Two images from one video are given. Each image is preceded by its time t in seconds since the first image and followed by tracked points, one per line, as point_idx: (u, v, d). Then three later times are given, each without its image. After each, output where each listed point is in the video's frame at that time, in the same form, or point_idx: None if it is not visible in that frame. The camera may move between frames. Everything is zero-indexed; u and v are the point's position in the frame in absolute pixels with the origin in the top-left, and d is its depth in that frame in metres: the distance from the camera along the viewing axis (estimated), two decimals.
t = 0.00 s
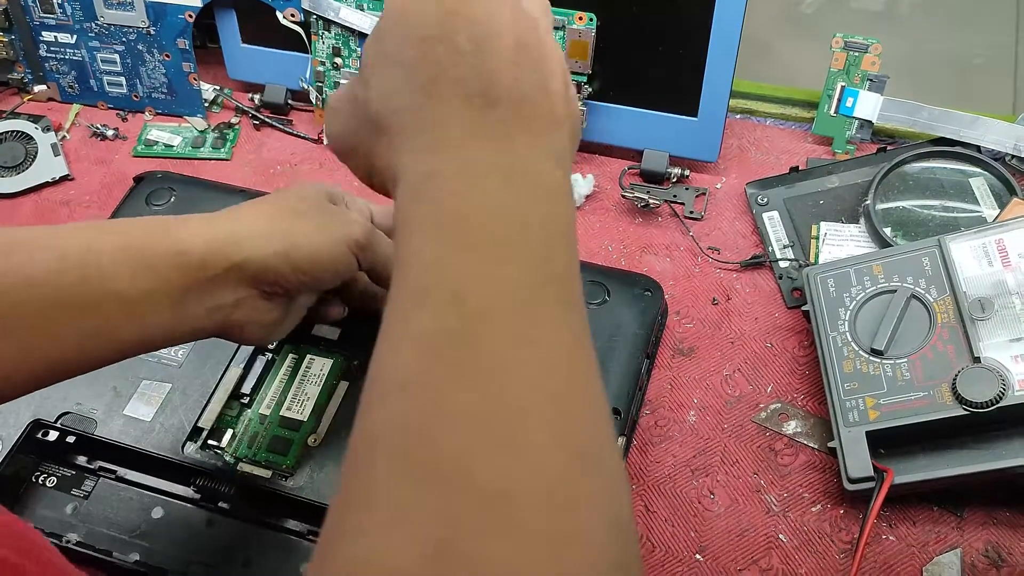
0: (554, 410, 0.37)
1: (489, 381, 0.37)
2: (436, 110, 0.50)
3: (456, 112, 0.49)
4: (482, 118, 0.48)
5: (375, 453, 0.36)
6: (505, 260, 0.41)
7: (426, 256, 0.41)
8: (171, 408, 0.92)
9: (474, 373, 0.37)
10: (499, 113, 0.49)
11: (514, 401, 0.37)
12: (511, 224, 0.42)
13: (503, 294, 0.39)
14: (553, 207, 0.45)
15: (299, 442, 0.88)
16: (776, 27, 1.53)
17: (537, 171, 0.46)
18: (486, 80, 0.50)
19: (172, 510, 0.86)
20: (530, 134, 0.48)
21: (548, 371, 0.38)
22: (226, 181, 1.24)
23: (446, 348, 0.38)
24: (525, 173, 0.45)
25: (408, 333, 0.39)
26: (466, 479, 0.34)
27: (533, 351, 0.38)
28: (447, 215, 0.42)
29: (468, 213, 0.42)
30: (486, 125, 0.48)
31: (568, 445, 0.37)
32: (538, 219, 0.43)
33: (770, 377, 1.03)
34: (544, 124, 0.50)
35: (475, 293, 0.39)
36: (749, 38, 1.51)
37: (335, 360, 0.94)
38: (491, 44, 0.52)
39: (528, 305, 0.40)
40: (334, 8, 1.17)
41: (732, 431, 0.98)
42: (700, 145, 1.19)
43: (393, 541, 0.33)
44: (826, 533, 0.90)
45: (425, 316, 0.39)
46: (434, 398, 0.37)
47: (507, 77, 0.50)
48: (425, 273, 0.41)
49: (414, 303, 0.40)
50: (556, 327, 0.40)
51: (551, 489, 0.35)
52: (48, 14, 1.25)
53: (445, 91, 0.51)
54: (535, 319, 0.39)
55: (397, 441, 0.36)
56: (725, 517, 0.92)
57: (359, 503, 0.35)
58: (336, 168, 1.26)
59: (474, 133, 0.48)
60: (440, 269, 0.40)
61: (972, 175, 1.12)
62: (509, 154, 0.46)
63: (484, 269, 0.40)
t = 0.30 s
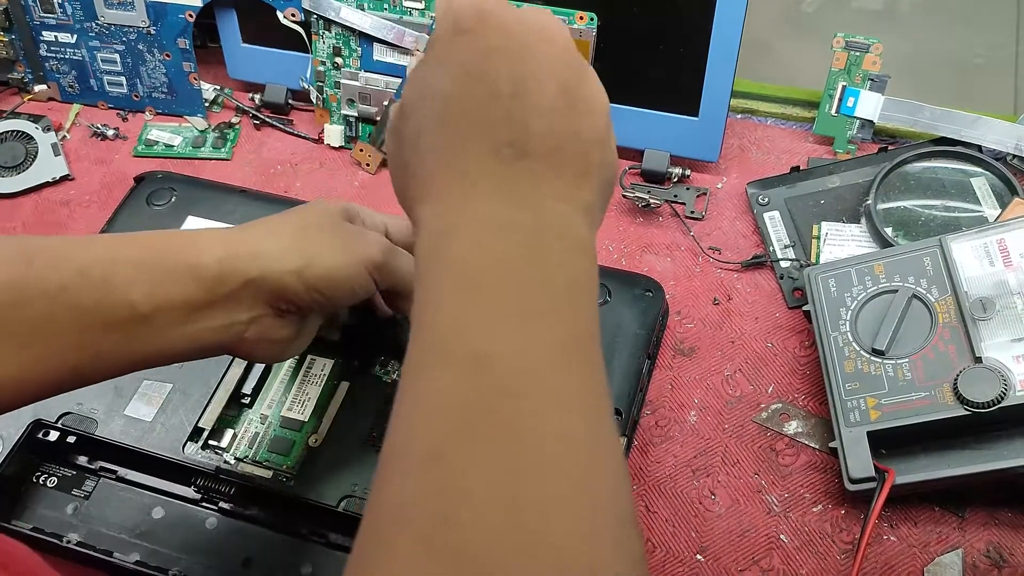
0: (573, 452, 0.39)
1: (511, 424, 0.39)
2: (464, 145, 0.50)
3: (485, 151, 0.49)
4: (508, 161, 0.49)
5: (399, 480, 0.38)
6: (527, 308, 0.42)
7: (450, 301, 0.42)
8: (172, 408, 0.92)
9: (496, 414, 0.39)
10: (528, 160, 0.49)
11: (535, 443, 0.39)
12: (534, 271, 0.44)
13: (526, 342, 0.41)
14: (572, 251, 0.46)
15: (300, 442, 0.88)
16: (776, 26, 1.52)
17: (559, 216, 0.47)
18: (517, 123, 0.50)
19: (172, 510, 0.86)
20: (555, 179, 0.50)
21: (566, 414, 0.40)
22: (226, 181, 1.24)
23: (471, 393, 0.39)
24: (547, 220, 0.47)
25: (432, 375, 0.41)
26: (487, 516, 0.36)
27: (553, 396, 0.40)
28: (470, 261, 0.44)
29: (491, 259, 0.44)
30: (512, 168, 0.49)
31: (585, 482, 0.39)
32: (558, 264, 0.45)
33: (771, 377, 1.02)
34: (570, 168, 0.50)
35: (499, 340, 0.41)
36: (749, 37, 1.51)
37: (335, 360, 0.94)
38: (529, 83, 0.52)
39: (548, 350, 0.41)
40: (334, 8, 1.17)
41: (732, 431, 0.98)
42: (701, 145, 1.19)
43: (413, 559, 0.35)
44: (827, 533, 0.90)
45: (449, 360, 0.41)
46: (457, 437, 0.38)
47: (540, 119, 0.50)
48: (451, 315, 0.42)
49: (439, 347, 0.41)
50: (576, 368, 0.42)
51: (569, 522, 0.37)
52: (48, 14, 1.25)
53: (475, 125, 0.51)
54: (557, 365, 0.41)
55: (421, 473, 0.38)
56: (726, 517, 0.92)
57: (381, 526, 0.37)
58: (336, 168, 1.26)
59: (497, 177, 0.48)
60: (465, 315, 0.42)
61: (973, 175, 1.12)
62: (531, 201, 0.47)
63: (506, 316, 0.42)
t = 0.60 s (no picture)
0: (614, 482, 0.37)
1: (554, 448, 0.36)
2: (512, 126, 0.45)
3: (535, 140, 0.44)
4: (558, 159, 0.44)
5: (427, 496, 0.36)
6: (574, 323, 0.39)
7: (491, 309, 0.39)
8: (171, 409, 0.91)
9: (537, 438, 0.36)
10: (581, 157, 0.44)
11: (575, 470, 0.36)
12: (582, 280, 0.40)
13: (573, 361, 0.38)
14: (620, 259, 0.42)
15: (300, 443, 0.88)
16: (776, 27, 1.52)
17: (608, 219, 0.44)
18: (573, 112, 0.44)
19: (172, 512, 0.86)
20: (606, 177, 0.45)
21: (607, 431, 0.37)
22: (226, 182, 1.24)
23: (511, 411, 0.36)
24: (596, 223, 0.43)
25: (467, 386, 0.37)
26: (521, 547, 0.34)
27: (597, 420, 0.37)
28: (516, 264, 0.40)
29: (536, 265, 0.40)
30: (563, 161, 0.44)
31: (624, 510, 0.37)
32: (605, 275, 0.41)
33: (771, 378, 1.02)
34: (622, 168, 0.46)
35: (543, 357, 0.37)
36: (750, 38, 1.51)
37: (335, 361, 0.94)
38: (594, 62, 0.45)
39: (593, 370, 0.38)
40: (334, 8, 1.16)
41: (733, 432, 0.98)
42: (701, 146, 1.19)
43: None
44: (827, 535, 0.90)
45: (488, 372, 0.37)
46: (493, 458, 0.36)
47: (597, 111, 0.45)
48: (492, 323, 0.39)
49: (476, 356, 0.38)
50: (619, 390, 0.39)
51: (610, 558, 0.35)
52: (48, 14, 1.25)
53: (526, 103, 0.45)
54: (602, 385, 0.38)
55: (452, 495, 0.35)
56: (726, 518, 0.92)
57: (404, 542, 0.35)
58: (336, 169, 1.26)
59: (543, 170, 0.44)
60: (507, 325, 0.38)
61: (973, 176, 1.12)
62: (580, 201, 0.43)
63: (551, 329, 0.38)
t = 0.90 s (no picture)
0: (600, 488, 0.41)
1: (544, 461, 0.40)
2: (500, 167, 0.49)
3: (522, 181, 0.49)
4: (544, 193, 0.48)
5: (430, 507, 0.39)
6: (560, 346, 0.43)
7: (485, 334, 0.43)
8: (171, 409, 0.91)
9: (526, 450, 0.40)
10: (563, 193, 0.49)
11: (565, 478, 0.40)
12: (569, 307, 0.45)
13: (560, 382, 0.42)
14: (604, 288, 0.47)
15: (300, 444, 0.88)
16: (776, 27, 1.53)
17: (592, 250, 0.48)
18: (555, 151, 0.49)
19: (172, 512, 0.87)
20: (590, 212, 0.49)
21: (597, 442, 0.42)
22: (226, 183, 1.24)
23: (507, 424, 0.41)
24: (579, 254, 0.47)
25: (466, 405, 0.42)
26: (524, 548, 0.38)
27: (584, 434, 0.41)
28: (507, 295, 0.44)
29: (526, 296, 0.44)
30: (550, 200, 0.48)
31: (616, 511, 0.41)
32: (590, 303, 0.45)
33: (771, 379, 1.02)
34: (605, 203, 0.50)
35: (530, 377, 0.42)
36: (750, 39, 1.51)
37: (335, 362, 0.94)
38: (575, 110, 0.50)
39: (577, 387, 0.42)
40: (334, 9, 1.16)
41: (732, 432, 0.98)
42: (701, 146, 1.19)
43: None
44: (827, 535, 0.90)
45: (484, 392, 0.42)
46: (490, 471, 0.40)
47: (580, 153, 0.49)
48: (486, 347, 0.43)
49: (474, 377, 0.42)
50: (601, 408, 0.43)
51: (602, 552, 0.39)
52: (47, 15, 1.25)
53: (512, 146, 0.49)
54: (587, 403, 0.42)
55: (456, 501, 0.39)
56: (726, 519, 0.92)
57: (411, 543, 0.39)
58: (336, 170, 1.26)
59: (532, 205, 0.48)
60: (499, 350, 0.43)
61: (973, 176, 1.12)
62: (565, 235, 0.47)
63: (540, 352, 0.42)
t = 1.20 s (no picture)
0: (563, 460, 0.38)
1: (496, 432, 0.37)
2: (448, 137, 0.48)
3: (466, 149, 0.48)
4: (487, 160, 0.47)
5: (377, 497, 0.36)
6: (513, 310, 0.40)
7: (430, 306, 0.41)
8: (171, 410, 0.91)
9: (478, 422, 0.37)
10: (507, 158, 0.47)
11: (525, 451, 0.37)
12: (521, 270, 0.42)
13: (511, 345, 0.39)
14: (559, 255, 0.44)
15: (300, 445, 0.88)
16: (776, 27, 1.53)
17: (547, 220, 0.46)
18: (499, 121, 0.48)
19: (172, 512, 0.87)
20: (541, 177, 0.48)
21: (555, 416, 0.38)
22: (226, 183, 1.24)
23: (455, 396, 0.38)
24: (533, 218, 0.45)
25: (412, 378, 0.39)
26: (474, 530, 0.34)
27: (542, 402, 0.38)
28: (454, 263, 0.42)
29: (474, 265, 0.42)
30: (501, 166, 0.47)
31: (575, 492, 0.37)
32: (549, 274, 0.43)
33: (771, 379, 1.02)
34: (557, 170, 0.49)
35: (482, 342, 0.39)
36: (749, 39, 1.51)
37: (336, 362, 0.94)
38: (518, 85, 0.49)
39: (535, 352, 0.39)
40: (335, 9, 1.17)
41: (733, 433, 0.98)
42: (702, 146, 1.19)
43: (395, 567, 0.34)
44: (827, 536, 0.90)
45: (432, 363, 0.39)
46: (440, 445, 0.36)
47: (512, 116, 0.48)
48: (432, 314, 0.40)
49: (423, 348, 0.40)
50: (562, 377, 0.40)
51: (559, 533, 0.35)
52: (47, 15, 1.25)
53: (463, 115, 0.49)
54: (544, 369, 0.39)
55: (406, 486, 0.36)
56: (726, 519, 0.92)
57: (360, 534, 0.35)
58: (336, 170, 1.26)
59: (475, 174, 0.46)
60: (446, 317, 0.40)
61: (973, 177, 1.12)
62: (515, 201, 0.45)
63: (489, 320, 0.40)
